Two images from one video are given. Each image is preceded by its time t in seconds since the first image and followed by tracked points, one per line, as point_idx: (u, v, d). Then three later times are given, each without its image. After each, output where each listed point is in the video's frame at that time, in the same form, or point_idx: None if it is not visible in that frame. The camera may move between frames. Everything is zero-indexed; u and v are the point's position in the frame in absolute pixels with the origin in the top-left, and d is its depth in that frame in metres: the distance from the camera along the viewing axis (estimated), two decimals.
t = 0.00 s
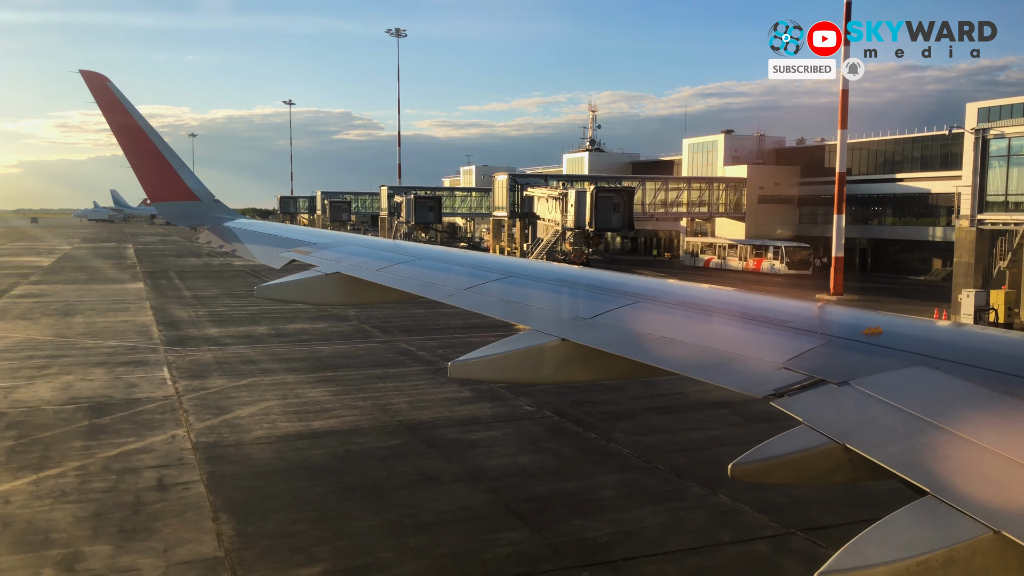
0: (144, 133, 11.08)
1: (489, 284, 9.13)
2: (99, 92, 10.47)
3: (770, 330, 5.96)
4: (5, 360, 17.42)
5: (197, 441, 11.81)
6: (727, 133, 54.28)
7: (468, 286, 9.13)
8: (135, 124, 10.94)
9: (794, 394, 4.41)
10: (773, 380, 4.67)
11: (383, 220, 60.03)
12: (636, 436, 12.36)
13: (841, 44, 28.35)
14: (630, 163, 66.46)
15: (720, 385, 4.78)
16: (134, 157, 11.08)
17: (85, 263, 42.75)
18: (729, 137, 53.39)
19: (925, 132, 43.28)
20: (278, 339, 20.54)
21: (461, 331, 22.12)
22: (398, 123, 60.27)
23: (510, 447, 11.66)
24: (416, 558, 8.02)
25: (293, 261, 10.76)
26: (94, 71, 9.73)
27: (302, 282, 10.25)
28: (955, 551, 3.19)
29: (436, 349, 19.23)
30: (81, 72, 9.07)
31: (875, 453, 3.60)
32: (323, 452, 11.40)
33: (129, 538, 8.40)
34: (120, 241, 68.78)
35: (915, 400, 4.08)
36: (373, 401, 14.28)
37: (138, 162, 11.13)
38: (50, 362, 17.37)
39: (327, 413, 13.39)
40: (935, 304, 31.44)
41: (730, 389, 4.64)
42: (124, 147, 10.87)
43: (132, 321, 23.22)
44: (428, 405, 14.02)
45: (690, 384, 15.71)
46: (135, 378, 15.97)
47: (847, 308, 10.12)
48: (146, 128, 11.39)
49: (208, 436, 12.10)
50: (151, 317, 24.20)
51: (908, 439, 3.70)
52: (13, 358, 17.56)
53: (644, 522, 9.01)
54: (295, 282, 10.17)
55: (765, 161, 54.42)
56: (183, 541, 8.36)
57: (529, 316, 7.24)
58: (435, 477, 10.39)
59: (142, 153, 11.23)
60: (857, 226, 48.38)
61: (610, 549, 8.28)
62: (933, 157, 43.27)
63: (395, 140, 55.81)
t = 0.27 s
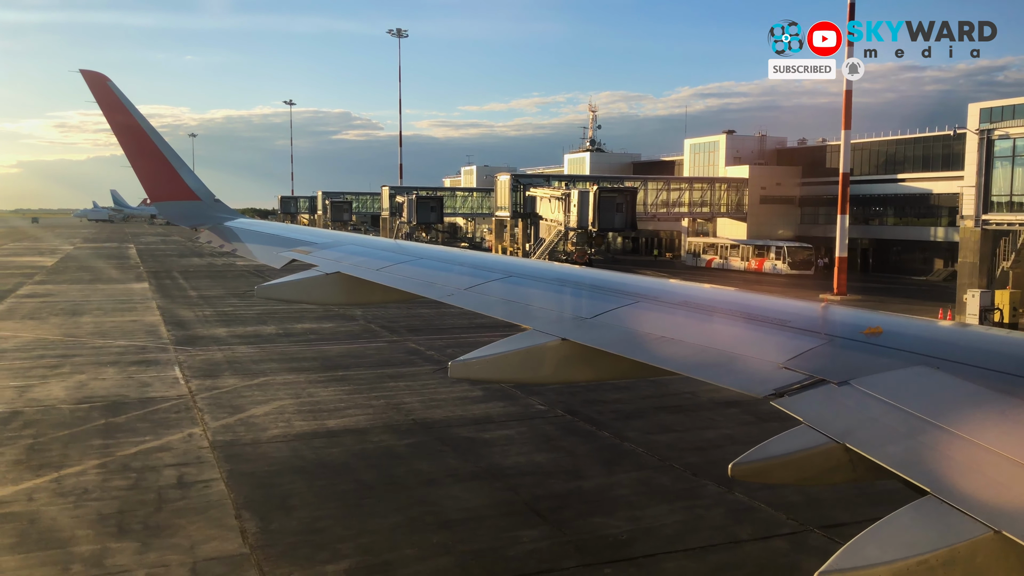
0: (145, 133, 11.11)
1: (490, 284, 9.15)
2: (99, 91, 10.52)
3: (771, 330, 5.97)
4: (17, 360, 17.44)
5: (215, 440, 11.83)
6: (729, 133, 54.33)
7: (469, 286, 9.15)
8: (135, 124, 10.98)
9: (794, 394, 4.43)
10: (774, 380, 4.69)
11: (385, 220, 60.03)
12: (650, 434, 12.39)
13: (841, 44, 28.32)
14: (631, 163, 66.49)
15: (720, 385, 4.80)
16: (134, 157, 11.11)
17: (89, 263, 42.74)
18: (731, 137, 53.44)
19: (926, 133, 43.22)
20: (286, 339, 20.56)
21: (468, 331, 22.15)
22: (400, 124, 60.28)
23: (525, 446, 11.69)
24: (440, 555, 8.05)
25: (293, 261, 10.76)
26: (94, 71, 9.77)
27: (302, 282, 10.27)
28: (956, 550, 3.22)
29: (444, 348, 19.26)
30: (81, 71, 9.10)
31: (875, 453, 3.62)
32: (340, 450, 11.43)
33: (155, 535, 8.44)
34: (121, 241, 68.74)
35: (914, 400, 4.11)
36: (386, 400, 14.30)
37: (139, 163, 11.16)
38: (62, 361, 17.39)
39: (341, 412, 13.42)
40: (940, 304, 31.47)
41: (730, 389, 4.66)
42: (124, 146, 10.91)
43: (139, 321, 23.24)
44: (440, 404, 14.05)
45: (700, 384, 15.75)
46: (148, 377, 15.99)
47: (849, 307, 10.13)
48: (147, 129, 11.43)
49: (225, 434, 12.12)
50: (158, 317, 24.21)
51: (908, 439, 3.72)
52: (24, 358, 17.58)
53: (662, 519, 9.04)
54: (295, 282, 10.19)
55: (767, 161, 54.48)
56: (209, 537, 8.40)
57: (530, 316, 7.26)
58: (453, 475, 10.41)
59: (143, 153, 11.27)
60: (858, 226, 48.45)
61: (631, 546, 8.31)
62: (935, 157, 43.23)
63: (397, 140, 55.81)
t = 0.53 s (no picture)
0: (145, 134, 11.11)
1: (490, 284, 9.16)
2: (99, 92, 10.50)
3: (771, 331, 5.99)
4: (28, 359, 17.45)
5: (232, 439, 11.85)
6: (729, 134, 54.36)
7: (469, 286, 9.16)
8: (135, 125, 10.96)
9: (794, 394, 4.45)
10: (773, 380, 4.71)
11: (387, 220, 60.04)
12: (663, 434, 12.42)
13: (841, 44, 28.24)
14: (632, 163, 66.52)
15: (720, 385, 4.82)
16: (134, 158, 11.11)
17: (92, 263, 42.73)
18: (733, 137, 53.48)
19: (926, 133, 43.09)
20: (292, 338, 20.57)
21: (475, 331, 22.18)
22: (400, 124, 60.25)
23: (540, 444, 11.72)
24: (463, 552, 8.08)
25: (293, 261, 10.76)
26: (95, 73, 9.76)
27: (302, 282, 10.27)
28: (955, 550, 3.24)
29: (453, 348, 19.28)
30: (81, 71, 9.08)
31: (875, 453, 3.64)
32: (356, 449, 11.45)
33: (180, 532, 8.47)
34: (122, 241, 68.73)
35: (915, 400, 4.12)
36: (399, 399, 14.32)
37: (138, 164, 11.17)
38: (72, 361, 17.40)
39: (354, 411, 13.45)
40: (943, 304, 31.49)
41: (730, 388, 4.69)
42: (124, 147, 10.89)
43: (147, 321, 23.25)
44: (453, 403, 14.07)
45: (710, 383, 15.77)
46: (160, 377, 16.01)
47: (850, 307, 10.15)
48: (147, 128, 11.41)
49: (241, 433, 12.15)
50: (164, 316, 24.24)
51: (908, 439, 3.73)
52: (36, 357, 17.60)
53: (681, 517, 9.08)
54: (294, 282, 10.20)
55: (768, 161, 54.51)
56: (233, 535, 8.43)
57: (531, 316, 7.27)
58: (470, 473, 10.44)
59: (142, 153, 11.26)
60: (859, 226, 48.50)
61: (650, 543, 8.34)
62: (935, 157, 43.18)
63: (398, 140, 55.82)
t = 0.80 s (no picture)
0: (145, 134, 11.15)
1: (490, 284, 9.18)
2: (99, 92, 10.53)
3: (771, 331, 6.01)
4: (40, 359, 17.48)
5: (248, 437, 11.87)
6: (731, 134, 54.37)
7: (469, 286, 9.19)
8: (135, 124, 10.99)
9: (794, 394, 4.48)
10: (773, 380, 4.74)
11: (388, 220, 60.06)
12: (676, 432, 12.44)
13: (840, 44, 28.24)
14: (632, 163, 66.54)
15: (720, 384, 4.85)
16: (134, 157, 11.13)
17: (95, 263, 42.72)
18: (734, 137, 53.54)
19: (929, 133, 43.23)
20: (299, 338, 20.57)
21: (482, 331, 22.20)
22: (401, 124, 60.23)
23: (554, 443, 11.74)
24: (485, 549, 8.11)
25: (292, 261, 10.78)
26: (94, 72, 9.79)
27: (301, 282, 10.29)
28: (956, 550, 3.24)
29: (461, 348, 19.30)
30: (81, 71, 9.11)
31: (874, 453, 3.65)
32: (372, 447, 11.47)
33: (203, 530, 8.50)
34: (123, 241, 68.76)
35: (915, 400, 4.14)
36: (411, 398, 14.34)
37: (139, 164, 11.20)
38: (83, 360, 17.41)
39: (368, 410, 13.47)
40: (947, 304, 31.53)
41: (729, 388, 4.71)
42: (124, 147, 10.92)
43: (154, 320, 23.29)
44: (465, 402, 14.10)
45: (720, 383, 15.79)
46: (173, 376, 16.04)
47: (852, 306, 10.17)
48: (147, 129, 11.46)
49: (257, 432, 12.17)
50: (171, 316, 24.25)
51: (908, 438, 3.75)
52: (47, 357, 17.63)
53: (699, 514, 9.10)
54: (293, 282, 10.21)
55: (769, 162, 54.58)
56: (257, 532, 8.46)
57: (532, 316, 7.29)
58: (487, 471, 10.47)
59: (142, 153, 11.28)
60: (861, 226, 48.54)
61: (670, 541, 8.37)
62: (937, 157, 43.31)
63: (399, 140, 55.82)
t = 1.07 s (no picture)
0: (146, 134, 11.16)
1: (491, 284, 9.21)
2: (100, 92, 10.56)
3: (773, 331, 6.03)
4: (53, 359, 17.51)
5: (266, 436, 11.89)
6: (733, 134, 54.41)
7: (470, 286, 9.21)
8: (135, 124, 11.00)
9: (795, 394, 4.50)
10: (774, 381, 4.76)
11: (390, 220, 60.07)
12: (690, 432, 12.47)
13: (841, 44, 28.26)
14: (634, 163, 66.57)
15: (721, 385, 4.87)
16: (136, 158, 11.15)
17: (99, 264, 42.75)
18: (736, 137, 53.55)
19: (931, 133, 43.23)
20: (307, 338, 20.60)
21: (490, 330, 22.23)
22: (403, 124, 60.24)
23: (570, 442, 11.76)
24: (509, 546, 8.14)
25: (294, 261, 10.79)
26: (95, 71, 9.81)
27: (302, 282, 10.29)
28: (959, 550, 3.24)
29: (470, 348, 19.33)
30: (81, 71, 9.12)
31: (876, 453, 3.67)
32: (390, 446, 11.49)
33: (229, 528, 8.53)
34: (125, 241, 68.74)
35: (916, 400, 4.15)
36: (424, 397, 14.37)
37: (141, 164, 11.21)
38: (96, 360, 17.43)
39: (382, 410, 13.49)
40: (952, 304, 31.55)
41: (731, 389, 4.74)
42: (125, 147, 10.94)
43: (163, 320, 23.30)
44: (478, 402, 14.12)
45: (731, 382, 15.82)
46: (186, 375, 16.06)
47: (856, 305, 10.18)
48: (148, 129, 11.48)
49: (274, 431, 12.18)
50: (179, 316, 24.29)
51: (910, 439, 3.76)
52: (59, 357, 17.65)
53: (718, 513, 9.13)
54: (295, 282, 10.24)
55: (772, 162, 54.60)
56: (282, 530, 8.49)
57: (534, 316, 7.31)
58: (506, 470, 10.49)
59: (144, 153, 11.28)
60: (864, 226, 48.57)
61: (692, 538, 8.41)
62: (940, 157, 43.29)
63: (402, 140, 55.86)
